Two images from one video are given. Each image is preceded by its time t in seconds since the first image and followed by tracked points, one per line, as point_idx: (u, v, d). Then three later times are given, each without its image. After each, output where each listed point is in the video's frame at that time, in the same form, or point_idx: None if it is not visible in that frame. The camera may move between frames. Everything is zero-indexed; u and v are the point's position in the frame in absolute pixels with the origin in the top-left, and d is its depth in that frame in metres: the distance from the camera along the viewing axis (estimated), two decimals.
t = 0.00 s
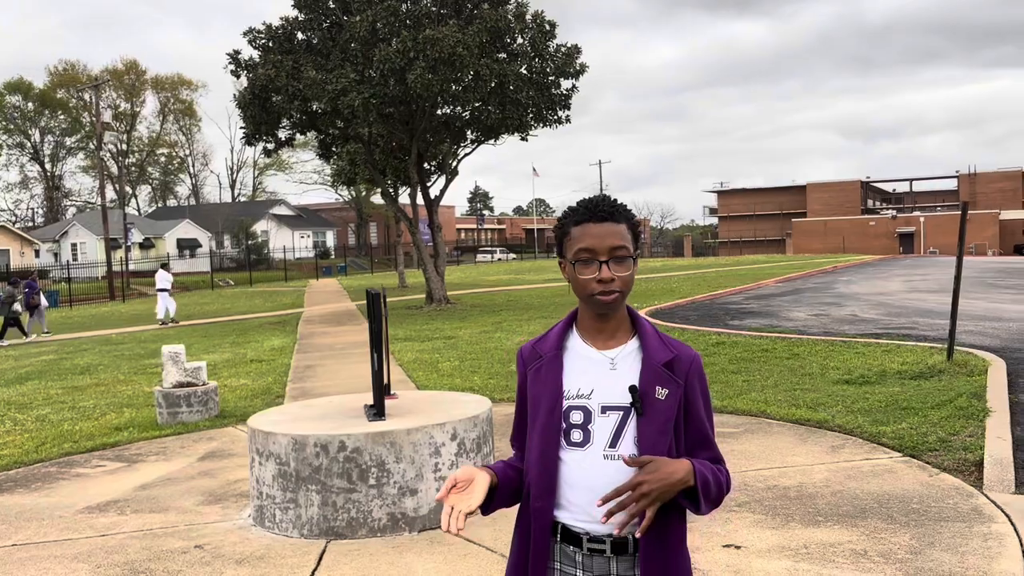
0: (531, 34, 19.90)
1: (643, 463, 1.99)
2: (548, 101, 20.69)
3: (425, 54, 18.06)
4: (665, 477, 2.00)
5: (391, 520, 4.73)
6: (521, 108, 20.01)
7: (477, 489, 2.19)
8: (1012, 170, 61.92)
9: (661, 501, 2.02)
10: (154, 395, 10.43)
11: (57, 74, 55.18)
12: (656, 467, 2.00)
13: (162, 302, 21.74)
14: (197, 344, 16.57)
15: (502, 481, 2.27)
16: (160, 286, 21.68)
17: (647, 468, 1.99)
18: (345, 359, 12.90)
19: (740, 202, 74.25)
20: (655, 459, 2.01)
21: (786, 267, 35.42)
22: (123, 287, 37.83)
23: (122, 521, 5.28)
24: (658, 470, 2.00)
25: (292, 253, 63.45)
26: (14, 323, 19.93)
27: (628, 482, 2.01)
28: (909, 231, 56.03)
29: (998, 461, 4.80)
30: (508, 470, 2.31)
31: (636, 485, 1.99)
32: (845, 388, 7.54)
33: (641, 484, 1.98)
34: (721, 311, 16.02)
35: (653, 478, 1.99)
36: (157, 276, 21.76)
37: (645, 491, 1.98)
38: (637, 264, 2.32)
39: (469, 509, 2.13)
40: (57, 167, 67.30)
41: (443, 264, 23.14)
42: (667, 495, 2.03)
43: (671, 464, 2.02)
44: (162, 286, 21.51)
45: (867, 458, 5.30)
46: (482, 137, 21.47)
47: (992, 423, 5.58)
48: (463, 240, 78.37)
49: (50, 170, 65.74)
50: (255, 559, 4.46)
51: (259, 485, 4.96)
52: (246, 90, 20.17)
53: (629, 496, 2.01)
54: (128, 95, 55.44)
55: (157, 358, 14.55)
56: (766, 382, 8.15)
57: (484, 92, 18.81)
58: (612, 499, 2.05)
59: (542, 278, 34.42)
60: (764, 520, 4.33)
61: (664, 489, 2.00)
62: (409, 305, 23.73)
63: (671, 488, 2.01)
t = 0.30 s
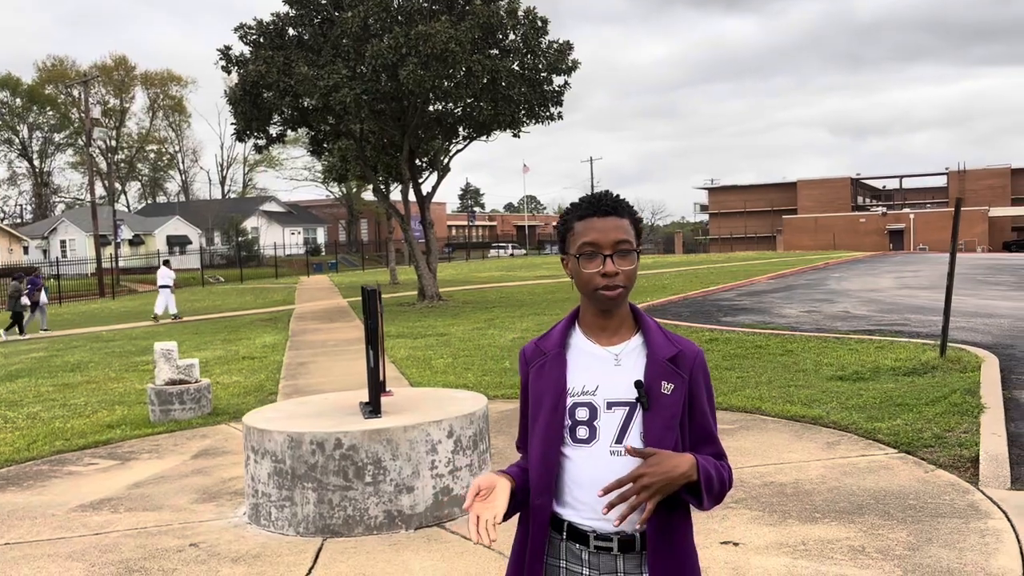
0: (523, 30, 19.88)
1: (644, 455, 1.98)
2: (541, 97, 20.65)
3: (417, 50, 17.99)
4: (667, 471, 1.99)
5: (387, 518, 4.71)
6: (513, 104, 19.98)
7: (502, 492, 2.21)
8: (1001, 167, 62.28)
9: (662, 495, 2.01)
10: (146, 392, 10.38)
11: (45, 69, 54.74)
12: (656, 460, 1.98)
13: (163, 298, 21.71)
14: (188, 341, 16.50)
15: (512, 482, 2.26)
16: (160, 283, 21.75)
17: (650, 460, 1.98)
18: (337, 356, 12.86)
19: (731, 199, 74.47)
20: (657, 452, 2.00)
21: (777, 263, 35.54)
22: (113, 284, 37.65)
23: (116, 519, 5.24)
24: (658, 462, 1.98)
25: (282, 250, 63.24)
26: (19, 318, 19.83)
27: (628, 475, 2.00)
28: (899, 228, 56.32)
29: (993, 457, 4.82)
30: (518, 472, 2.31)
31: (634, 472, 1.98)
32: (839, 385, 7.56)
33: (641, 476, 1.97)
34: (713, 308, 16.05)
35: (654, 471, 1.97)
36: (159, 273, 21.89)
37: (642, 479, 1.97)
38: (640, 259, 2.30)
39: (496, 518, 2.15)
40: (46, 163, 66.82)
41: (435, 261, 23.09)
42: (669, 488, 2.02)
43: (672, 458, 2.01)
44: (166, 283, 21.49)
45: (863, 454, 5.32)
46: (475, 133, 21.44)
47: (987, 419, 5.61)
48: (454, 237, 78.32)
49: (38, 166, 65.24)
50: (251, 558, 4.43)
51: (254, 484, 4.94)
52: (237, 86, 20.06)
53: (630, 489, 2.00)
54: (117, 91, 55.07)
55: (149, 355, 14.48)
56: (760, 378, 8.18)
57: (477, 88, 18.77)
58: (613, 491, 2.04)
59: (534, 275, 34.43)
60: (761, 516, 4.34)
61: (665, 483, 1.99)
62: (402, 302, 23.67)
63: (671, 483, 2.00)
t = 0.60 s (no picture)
0: (515, 25, 19.84)
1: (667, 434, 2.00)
2: (533, 93, 20.61)
3: (409, 45, 17.91)
4: (688, 456, 2.01)
5: (382, 514, 4.69)
6: (505, 99, 19.94)
7: (525, 484, 2.16)
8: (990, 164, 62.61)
9: (681, 478, 2.02)
10: (137, 388, 10.32)
11: (33, 64, 54.37)
12: (681, 441, 1.99)
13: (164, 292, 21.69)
14: (179, 337, 16.42)
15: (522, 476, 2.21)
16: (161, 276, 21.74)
17: (669, 440, 1.99)
18: (329, 352, 12.82)
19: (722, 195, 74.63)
20: (677, 435, 2.01)
21: (768, 259, 35.61)
22: (102, 279, 37.41)
23: (108, 515, 5.20)
24: (682, 444, 1.99)
25: (273, 246, 63.00)
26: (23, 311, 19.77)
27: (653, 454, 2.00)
28: (889, 224, 56.58)
29: (987, 451, 4.84)
30: (527, 464, 2.23)
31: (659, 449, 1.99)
32: (832, 379, 7.58)
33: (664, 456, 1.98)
34: (705, 303, 16.08)
35: (678, 452, 1.98)
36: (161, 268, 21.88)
37: (668, 454, 1.98)
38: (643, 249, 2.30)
39: (522, 509, 2.10)
40: (34, 158, 66.31)
41: (427, 256, 23.02)
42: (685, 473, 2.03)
43: (690, 443, 2.02)
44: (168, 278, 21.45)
45: (857, 449, 5.34)
46: (466, 129, 21.40)
47: (980, 413, 5.64)
48: (445, 232, 78.22)
49: (27, 161, 64.77)
50: (245, 554, 4.40)
51: (248, 479, 4.91)
52: (228, 81, 19.93)
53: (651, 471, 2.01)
54: (106, 86, 54.66)
55: (139, 350, 14.40)
56: (754, 373, 8.19)
57: (469, 83, 18.72)
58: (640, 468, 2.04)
59: (526, 270, 34.42)
60: (757, 511, 4.34)
61: (686, 468, 2.01)
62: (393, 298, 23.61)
63: (690, 468, 2.02)
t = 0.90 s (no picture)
0: (507, 19, 19.78)
1: (635, 447, 2.01)
2: (525, 87, 20.54)
3: (401, 38, 17.82)
4: (660, 459, 2.00)
5: (375, 509, 4.67)
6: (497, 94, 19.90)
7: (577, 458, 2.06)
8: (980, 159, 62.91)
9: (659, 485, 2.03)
10: (127, 383, 10.26)
11: (21, 57, 53.90)
12: (649, 451, 2.00)
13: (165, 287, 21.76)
14: (170, 332, 16.33)
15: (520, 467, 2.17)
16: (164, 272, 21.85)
17: (642, 452, 2.00)
18: (321, 347, 12.78)
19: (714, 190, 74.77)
20: (647, 443, 2.01)
21: (759, 254, 35.70)
22: (92, 274, 37.18)
23: (98, 511, 5.16)
24: (651, 453, 2.00)
25: (264, 240, 62.76)
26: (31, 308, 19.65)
27: (624, 471, 2.03)
28: (880, 219, 56.82)
29: (978, 445, 4.86)
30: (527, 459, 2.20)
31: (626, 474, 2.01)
32: (823, 374, 7.60)
33: (635, 470, 2.00)
34: (697, 298, 16.11)
35: (647, 463, 1.99)
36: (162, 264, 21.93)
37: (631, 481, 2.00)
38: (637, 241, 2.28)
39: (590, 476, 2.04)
40: (23, 152, 65.82)
41: (419, 251, 22.96)
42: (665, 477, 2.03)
43: (663, 446, 2.02)
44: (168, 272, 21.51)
45: (850, 443, 5.35)
46: (458, 123, 21.34)
47: (972, 407, 5.66)
48: (437, 227, 78.11)
49: (15, 155, 64.28)
50: (237, 550, 4.38)
51: (239, 475, 4.88)
52: (219, 75, 19.80)
53: (628, 483, 2.03)
54: (96, 79, 54.26)
55: (129, 345, 14.32)
56: (745, 368, 8.20)
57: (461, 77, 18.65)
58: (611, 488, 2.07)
59: (518, 265, 34.41)
60: (749, 505, 4.35)
61: (661, 474, 2.01)
62: (385, 293, 23.54)
63: (667, 472, 2.01)
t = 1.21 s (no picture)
0: (500, 14, 19.70)
1: (620, 450, 1.98)
2: (518, 82, 20.48)
3: (393, 33, 17.72)
4: (647, 463, 1.97)
5: (364, 508, 4.64)
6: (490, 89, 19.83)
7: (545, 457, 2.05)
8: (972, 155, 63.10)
9: (645, 489, 1.99)
10: (117, 380, 10.20)
11: (12, 51, 53.51)
12: (635, 455, 1.97)
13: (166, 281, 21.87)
14: (161, 328, 16.24)
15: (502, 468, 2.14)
16: (166, 265, 21.98)
17: (627, 455, 1.98)
18: (313, 343, 12.72)
19: (707, 185, 74.83)
20: (634, 446, 1.98)
21: (752, 250, 35.74)
22: (83, 269, 36.97)
23: (85, 510, 5.11)
24: (637, 456, 1.97)
25: (256, 236, 62.54)
26: (37, 302, 19.65)
27: (609, 474, 2.00)
28: (872, 215, 56.98)
29: (969, 443, 4.85)
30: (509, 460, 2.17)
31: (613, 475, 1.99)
32: (815, 371, 7.60)
33: (620, 473, 1.97)
34: (690, 294, 16.09)
35: (633, 466, 1.97)
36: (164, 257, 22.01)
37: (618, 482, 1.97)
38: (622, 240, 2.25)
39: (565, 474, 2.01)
40: (13, 146, 65.39)
41: (411, 247, 22.89)
42: (651, 481, 1.99)
43: (648, 450, 1.99)
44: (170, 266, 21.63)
45: (841, 441, 5.34)
46: (451, 118, 21.26)
47: (962, 404, 5.66)
48: (431, 223, 78.01)
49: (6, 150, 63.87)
50: (225, 549, 4.34)
51: (227, 473, 4.85)
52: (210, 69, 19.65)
53: (612, 487, 2.00)
54: (87, 74, 53.90)
55: (120, 342, 14.24)
56: (737, 365, 8.19)
57: (453, 72, 18.59)
58: (596, 490, 2.03)
59: (511, 261, 34.38)
60: (740, 503, 4.33)
61: (647, 477, 1.98)
62: (377, 289, 23.48)
63: (654, 475, 1.98)
